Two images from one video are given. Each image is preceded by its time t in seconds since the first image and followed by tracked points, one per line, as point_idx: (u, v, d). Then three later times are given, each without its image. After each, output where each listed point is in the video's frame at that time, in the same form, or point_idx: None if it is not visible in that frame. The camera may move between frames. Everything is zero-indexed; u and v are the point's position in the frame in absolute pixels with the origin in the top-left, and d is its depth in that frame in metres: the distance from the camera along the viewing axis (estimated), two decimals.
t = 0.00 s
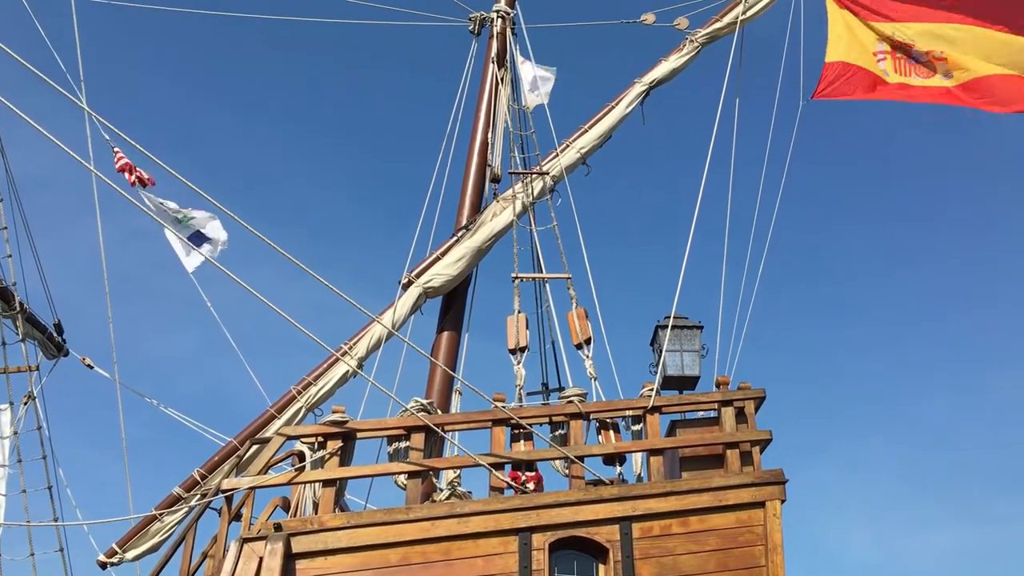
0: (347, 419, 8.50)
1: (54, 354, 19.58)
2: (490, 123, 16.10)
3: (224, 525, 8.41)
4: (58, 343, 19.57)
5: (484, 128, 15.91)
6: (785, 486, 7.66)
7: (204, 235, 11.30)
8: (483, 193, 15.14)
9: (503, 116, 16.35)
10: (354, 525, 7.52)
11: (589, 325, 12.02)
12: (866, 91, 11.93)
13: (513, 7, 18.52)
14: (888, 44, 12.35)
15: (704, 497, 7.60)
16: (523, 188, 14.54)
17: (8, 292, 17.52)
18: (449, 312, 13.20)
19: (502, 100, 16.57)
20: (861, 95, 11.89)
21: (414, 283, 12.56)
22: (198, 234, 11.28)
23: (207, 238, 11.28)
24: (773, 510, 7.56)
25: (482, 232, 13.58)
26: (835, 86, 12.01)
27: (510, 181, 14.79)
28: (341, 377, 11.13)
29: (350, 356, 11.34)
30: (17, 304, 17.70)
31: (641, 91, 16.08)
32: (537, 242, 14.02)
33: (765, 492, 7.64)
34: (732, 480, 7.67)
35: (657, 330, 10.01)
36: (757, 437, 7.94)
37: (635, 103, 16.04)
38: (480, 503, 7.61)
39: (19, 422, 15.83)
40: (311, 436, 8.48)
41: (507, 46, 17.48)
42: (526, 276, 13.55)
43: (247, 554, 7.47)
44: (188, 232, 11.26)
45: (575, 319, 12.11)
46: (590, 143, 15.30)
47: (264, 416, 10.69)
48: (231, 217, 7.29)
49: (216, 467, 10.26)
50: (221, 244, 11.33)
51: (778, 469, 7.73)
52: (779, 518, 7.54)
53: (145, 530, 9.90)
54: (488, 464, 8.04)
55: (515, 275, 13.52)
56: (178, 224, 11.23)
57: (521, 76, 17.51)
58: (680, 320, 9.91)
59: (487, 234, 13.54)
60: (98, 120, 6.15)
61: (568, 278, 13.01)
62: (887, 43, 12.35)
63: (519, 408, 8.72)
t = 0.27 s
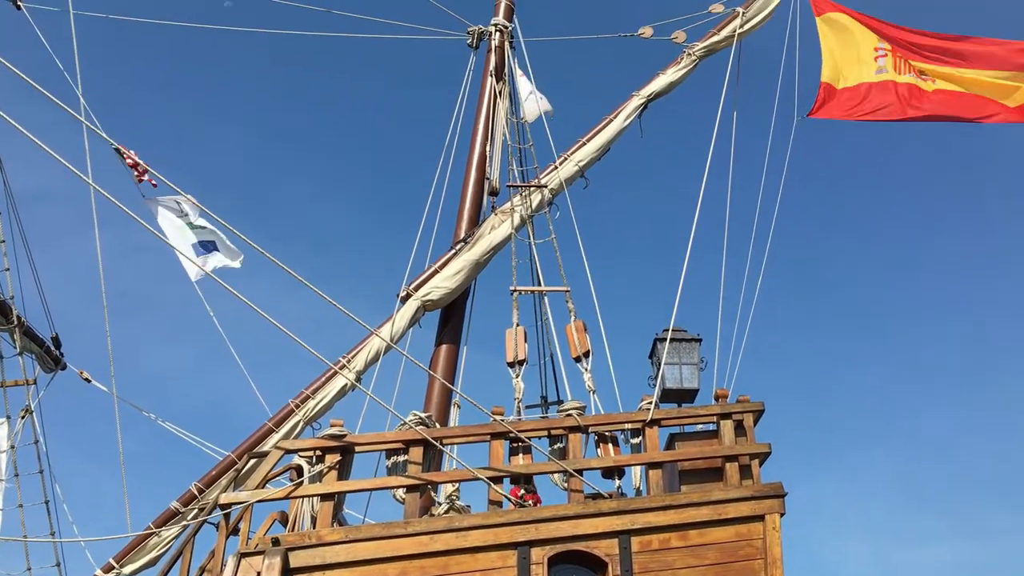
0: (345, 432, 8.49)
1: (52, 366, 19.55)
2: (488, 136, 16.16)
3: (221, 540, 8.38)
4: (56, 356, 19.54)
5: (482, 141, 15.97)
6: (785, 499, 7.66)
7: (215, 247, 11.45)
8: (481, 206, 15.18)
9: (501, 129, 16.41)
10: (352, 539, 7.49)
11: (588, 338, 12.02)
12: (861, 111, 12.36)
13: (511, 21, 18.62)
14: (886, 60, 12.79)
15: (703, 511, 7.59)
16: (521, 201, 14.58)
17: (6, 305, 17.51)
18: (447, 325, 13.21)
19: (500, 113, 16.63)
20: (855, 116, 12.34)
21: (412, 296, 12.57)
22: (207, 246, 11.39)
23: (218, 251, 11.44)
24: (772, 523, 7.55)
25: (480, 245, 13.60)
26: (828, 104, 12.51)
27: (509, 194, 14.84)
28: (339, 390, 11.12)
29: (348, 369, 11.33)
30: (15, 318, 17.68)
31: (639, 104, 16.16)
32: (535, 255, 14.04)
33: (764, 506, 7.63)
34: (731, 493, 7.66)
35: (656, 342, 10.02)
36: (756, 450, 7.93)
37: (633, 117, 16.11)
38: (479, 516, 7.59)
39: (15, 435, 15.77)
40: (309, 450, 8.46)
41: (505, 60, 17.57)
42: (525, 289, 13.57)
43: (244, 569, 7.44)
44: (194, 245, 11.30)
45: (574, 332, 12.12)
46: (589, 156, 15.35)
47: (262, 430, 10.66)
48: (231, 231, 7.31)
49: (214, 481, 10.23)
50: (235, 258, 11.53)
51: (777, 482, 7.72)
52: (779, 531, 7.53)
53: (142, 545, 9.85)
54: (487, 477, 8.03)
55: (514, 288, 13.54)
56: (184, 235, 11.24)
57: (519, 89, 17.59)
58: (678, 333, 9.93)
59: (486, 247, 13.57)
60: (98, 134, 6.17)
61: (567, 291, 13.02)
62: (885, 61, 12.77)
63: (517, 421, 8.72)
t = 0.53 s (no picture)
0: (346, 444, 8.50)
1: (52, 379, 19.56)
2: (489, 148, 16.22)
3: (222, 552, 8.38)
4: (57, 369, 19.55)
5: (482, 153, 16.03)
6: (787, 511, 7.65)
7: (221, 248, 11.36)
8: (482, 217, 15.23)
9: (501, 141, 16.47)
10: (353, 552, 7.48)
11: (589, 350, 12.03)
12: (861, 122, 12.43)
13: (511, 33, 18.72)
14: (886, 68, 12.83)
15: (705, 523, 7.58)
16: (522, 212, 14.63)
17: (7, 318, 17.53)
18: (448, 337, 13.22)
19: (501, 125, 16.70)
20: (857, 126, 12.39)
21: (413, 307, 12.59)
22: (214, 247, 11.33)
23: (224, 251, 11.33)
24: (774, 534, 7.54)
25: (481, 257, 13.63)
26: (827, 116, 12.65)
27: (509, 206, 14.88)
28: (340, 402, 11.13)
29: (349, 381, 11.33)
30: (16, 330, 17.71)
31: (639, 116, 16.23)
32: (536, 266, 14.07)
33: (766, 517, 7.62)
34: (733, 504, 7.65)
35: (657, 354, 10.03)
36: (757, 461, 7.93)
37: (633, 128, 16.17)
38: (480, 528, 7.58)
39: (16, 448, 15.76)
40: (310, 462, 8.46)
41: (506, 72, 17.66)
42: (526, 301, 13.59)
43: None
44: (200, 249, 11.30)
45: (575, 343, 12.12)
46: (589, 168, 15.40)
47: (263, 442, 10.66)
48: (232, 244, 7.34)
49: (214, 493, 10.22)
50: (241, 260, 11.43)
51: (779, 494, 7.71)
52: (781, 543, 7.51)
53: (143, 557, 9.84)
54: (488, 489, 8.02)
55: (515, 300, 13.56)
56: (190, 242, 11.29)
57: (520, 101, 17.66)
58: (679, 344, 9.94)
59: (487, 258, 13.60)
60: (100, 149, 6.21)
61: (568, 302, 13.05)
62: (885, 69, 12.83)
63: (518, 433, 8.72)
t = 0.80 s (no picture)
0: (350, 456, 8.51)
1: (56, 391, 19.60)
2: (492, 159, 16.28)
3: (226, 564, 8.40)
4: (61, 381, 19.60)
5: (485, 164, 16.09)
6: (791, 521, 7.64)
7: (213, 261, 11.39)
8: (485, 228, 15.27)
9: (504, 151, 16.54)
10: (357, 563, 7.49)
11: (592, 360, 12.05)
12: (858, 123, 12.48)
13: (513, 45, 18.82)
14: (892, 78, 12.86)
15: (710, 533, 7.57)
16: (525, 223, 14.67)
17: (11, 330, 17.60)
18: (451, 347, 13.24)
19: (503, 135, 16.77)
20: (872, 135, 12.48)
21: (416, 318, 12.62)
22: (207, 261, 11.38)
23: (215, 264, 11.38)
24: (779, 545, 7.54)
25: (484, 267, 13.67)
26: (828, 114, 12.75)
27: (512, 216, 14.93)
28: (343, 413, 11.15)
29: (353, 392, 11.36)
30: (20, 342, 17.77)
31: (641, 126, 16.29)
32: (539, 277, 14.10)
33: (770, 528, 7.62)
34: (737, 515, 7.65)
35: (660, 364, 10.05)
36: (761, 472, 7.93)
37: (635, 138, 16.23)
38: (484, 540, 7.58)
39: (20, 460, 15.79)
40: (314, 474, 8.48)
41: (508, 83, 17.75)
42: (529, 311, 13.61)
43: None
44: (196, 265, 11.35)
45: (578, 353, 12.14)
46: (591, 178, 15.45)
47: (266, 453, 10.68)
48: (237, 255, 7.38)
49: (218, 505, 10.23)
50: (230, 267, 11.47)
51: (783, 504, 7.71)
52: (785, 554, 7.52)
53: (147, 570, 9.85)
54: (492, 500, 8.03)
55: (518, 310, 13.59)
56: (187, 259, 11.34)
57: (522, 112, 17.74)
58: (682, 354, 9.96)
59: (490, 269, 13.64)
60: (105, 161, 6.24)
61: (570, 312, 13.07)
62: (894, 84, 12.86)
63: (521, 444, 8.73)
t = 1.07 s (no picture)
0: (352, 466, 8.51)
1: (59, 401, 19.62)
2: (493, 168, 16.33)
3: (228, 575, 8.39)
4: (64, 391, 19.62)
5: (487, 173, 16.13)
6: (795, 530, 7.63)
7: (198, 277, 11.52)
8: (487, 238, 15.30)
9: (506, 161, 16.59)
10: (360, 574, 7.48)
11: (595, 369, 12.05)
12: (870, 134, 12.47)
13: (515, 54, 18.89)
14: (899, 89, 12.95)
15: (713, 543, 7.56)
16: (527, 232, 14.70)
17: (13, 340, 17.63)
18: (454, 357, 13.25)
19: (505, 145, 16.82)
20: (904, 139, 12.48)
21: (418, 328, 12.64)
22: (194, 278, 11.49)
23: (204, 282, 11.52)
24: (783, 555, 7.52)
25: (486, 277, 13.69)
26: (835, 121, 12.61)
27: (514, 226, 14.96)
28: (346, 423, 11.16)
29: (355, 402, 11.36)
30: (23, 353, 17.80)
31: (642, 135, 16.34)
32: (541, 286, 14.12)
33: (774, 537, 7.60)
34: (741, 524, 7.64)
35: (663, 373, 10.05)
36: (765, 481, 7.92)
37: (636, 147, 16.28)
38: (487, 550, 7.58)
39: (22, 471, 15.80)
40: (316, 484, 8.48)
41: (510, 93, 17.81)
42: (531, 320, 13.62)
43: None
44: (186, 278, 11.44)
45: (581, 363, 12.15)
46: (593, 188, 15.49)
47: (269, 463, 10.68)
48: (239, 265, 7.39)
49: (220, 515, 10.23)
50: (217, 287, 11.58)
51: (787, 513, 7.70)
52: (789, 563, 7.53)
53: None
54: (495, 510, 8.02)
55: (520, 320, 13.60)
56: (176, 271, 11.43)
57: (524, 121, 17.79)
58: (685, 363, 9.96)
59: (492, 278, 13.66)
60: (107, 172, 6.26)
61: (573, 321, 13.08)
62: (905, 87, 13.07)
63: (524, 453, 8.72)
